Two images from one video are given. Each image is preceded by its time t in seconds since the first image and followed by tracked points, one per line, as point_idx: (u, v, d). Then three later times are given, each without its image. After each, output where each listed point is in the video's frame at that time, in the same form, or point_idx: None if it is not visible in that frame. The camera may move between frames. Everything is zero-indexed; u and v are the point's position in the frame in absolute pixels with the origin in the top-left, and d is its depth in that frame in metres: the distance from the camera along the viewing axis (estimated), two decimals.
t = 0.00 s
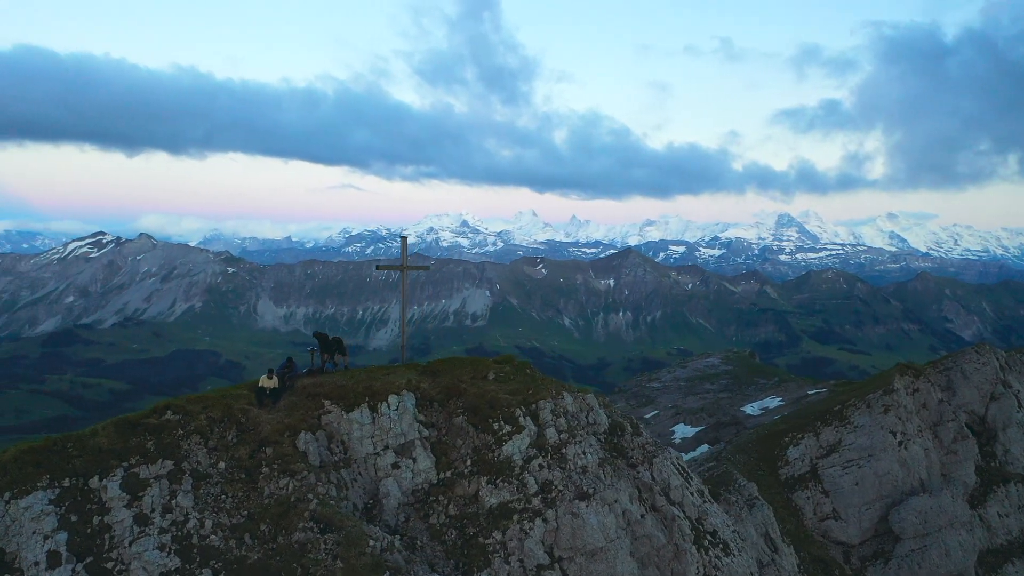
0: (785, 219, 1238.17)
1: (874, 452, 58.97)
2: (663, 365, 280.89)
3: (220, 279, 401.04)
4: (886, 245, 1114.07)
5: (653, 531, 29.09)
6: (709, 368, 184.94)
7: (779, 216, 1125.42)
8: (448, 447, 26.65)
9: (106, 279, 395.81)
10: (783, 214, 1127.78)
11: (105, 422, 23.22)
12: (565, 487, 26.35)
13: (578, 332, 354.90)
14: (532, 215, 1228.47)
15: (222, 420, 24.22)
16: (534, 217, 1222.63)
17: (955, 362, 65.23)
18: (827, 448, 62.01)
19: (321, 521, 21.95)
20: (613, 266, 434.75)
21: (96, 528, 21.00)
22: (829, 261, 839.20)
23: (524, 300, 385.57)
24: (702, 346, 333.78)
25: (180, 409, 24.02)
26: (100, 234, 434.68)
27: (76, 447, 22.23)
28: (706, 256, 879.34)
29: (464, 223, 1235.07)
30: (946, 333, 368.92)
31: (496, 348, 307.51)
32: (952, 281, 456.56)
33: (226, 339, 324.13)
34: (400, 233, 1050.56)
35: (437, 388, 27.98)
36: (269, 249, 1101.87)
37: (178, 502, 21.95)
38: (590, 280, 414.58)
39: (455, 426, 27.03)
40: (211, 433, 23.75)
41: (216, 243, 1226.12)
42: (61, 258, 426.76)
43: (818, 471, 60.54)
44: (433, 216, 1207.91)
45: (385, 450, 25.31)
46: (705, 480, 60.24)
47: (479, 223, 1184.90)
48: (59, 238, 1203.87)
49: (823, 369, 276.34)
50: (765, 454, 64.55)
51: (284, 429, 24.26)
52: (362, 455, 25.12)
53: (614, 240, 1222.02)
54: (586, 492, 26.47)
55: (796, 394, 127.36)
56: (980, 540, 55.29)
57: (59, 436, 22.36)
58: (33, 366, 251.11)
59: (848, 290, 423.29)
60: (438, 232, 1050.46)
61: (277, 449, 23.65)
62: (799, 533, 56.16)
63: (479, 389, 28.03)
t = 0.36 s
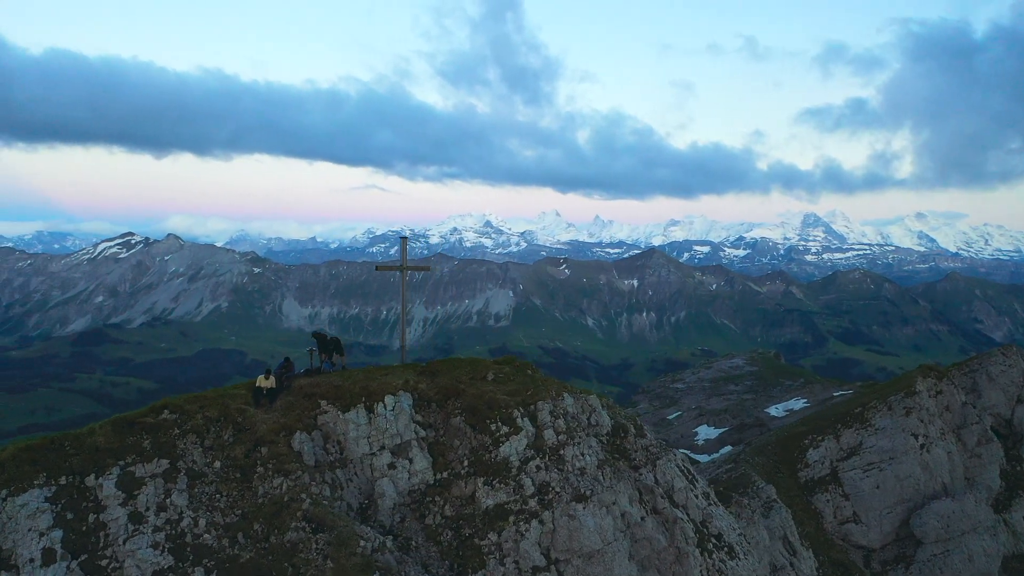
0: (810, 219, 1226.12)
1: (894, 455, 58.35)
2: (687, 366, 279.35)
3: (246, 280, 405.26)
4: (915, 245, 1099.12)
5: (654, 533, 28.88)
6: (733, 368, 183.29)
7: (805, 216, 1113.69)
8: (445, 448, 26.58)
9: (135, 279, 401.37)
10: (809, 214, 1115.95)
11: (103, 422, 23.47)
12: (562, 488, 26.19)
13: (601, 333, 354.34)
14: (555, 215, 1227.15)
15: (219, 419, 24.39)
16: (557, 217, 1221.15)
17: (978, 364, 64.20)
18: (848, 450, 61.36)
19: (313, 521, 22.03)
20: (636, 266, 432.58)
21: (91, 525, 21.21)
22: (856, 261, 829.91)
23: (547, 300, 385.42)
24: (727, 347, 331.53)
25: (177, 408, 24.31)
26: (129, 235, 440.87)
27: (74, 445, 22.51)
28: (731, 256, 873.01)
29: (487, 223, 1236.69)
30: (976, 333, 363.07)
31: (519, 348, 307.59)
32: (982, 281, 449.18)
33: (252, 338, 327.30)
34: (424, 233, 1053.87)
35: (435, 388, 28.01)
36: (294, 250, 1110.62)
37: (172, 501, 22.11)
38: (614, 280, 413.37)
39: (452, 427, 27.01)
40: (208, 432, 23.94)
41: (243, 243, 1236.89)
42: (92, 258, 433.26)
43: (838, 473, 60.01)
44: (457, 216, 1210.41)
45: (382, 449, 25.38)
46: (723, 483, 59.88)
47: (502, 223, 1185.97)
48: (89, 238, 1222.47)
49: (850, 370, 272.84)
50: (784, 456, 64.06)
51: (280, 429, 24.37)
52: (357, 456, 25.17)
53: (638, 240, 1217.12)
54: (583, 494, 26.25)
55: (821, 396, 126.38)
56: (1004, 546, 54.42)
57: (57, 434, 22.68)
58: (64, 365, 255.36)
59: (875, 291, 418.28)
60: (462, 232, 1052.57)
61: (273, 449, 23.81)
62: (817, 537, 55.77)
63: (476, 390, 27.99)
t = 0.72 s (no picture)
0: (834, 219, 1214.43)
1: (910, 458, 57.60)
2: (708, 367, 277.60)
3: (268, 280, 408.45)
4: (940, 245, 1084.99)
5: (653, 535, 28.69)
6: (754, 370, 181.70)
7: (828, 215, 1102.72)
8: (442, 447, 26.56)
9: (159, 279, 405.54)
10: (832, 213, 1104.73)
11: (101, 420, 23.70)
12: (560, 489, 26.08)
13: (621, 333, 353.57)
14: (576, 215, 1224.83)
15: (216, 418, 24.60)
16: (577, 217, 1218.54)
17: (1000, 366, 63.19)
18: (866, 452, 60.67)
19: (307, 521, 22.12)
20: (657, 265, 430.20)
21: (87, 523, 21.38)
22: (880, 261, 820.76)
23: (567, 300, 384.97)
24: (748, 348, 329.49)
25: (174, 407, 24.49)
26: (153, 235, 445.57)
27: (71, 444, 22.74)
28: (753, 256, 867.15)
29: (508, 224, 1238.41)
30: (1004, 335, 357.19)
31: (539, 349, 307.29)
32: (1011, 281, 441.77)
33: (273, 338, 329.64)
34: (444, 234, 1055.65)
35: (433, 389, 28.04)
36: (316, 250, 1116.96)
37: (168, 499, 22.27)
38: (634, 280, 412.15)
39: (451, 427, 27.02)
40: (204, 432, 24.09)
41: (265, 244, 1246.13)
42: (117, 258, 438.42)
43: (855, 476, 59.33)
44: (477, 216, 1211.98)
45: (378, 449, 25.41)
46: (737, 486, 59.38)
47: (522, 224, 1186.40)
48: (114, 239, 1237.52)
49: (874, 371, 269.76)
50: (801, 458, 63.47)
51: (275, 428, 24.48)
52: (355, 455, 25.22)
53: (659, 240, 1212.03)
54: (581, 496, 26.10)
55: (844, 398, 125.07)
56: None
57: (55, 432, 22.91)
58: (89, 364, 258.53)
59: (900, 291, 413.23)
60: (482, 232, 1053.32)
61: (269, 448, 23.94)
62: (832, 541, 55.24)
63: (475, 391, 27.97)
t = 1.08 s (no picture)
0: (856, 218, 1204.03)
1: (928, 461, 56.88)
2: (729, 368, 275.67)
3: (289, 280, 411.16)
4: (965, 245, 1072.25)
5: (654, 537, 28.53)
6: (774, 371, 180.01)
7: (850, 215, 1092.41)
8: (440, 448, 26.57)
9: (181, 279, 408.89)
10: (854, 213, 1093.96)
11: (98, 420, 23.91)
12: (557, 491, 25.96)
13: (640, 333, 352.98)
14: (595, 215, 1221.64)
15: (213, 418, 24.76)
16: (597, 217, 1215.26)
17: None
18: (883, 455, 60.04)
19: (300, 521, 22.18)
20: (676, 266, 424.57)
21: (84, 521, 21.56)
22: (903, 261, 812.80)
23: (586, 301, 384.56)
24: (768, 349, 327.62)
25: (171, 406, 24.66)
26: (175, 236, 449.36)
27: (69, 442, 22.97)
28: (773, 256, 861.90)
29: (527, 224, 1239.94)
30: None
31: (558, 349, 306.51)
32: None
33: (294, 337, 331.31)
34: (464, 234, 1055.95)
35: (431, 389, 28.06)
36: (336, 250, 1121.65)
37: (163, 498, 22.43)
38: (653, 280, 410.76)
39: (449, 427, 27.03)
40: (201, 431, 24.31)
41: (285, 245, 1251.68)
42: (140, 258, 442.35)
43: (871, 479, 58.80)
44: (496, 216, 1214.09)
45: (375, 449, 25.45)
46: (752, 489, 59.01)
47: (541, 224, 1187.32)
48: (137, 241, 1248.88)
49: (896, 373, 266.99)
50: (817, 460, 62.79)
51: (272, 428, 24.60)
52: (351, 455, 25.28)
53: (678, 240, 1207.73)
54: (578, 497, 25.97)
55: (864, 399, 124.02)
56: None
57: (53, 430, 23.13)
58: (113, 363, 260.91)
59: (923, 292, 408.83)
60: (502, 232, 1052.64)
61: (265, 447, 24.03)
62: (848, 544, 55.07)
63: (475, 391, 27.94)
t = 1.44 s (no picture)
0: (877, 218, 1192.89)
1: (946, 464, 56.35)
2: (748, 368, 273.98)
3: (308, 280, 413.15)
4: (988, 245, 1059.22)
5: (654, 539, 28.36)
6: (794, 372, 178.49)
7: (871, 215, 1082.29)
8: (437, 448, 26.56)
9: (202, 279, 412.13)
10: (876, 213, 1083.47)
11: (98, 419, 24.11)
12: (554, 492, 25.84)
13: (659, 334, 351.73)
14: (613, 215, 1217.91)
15: (211, 417, 24.92)
16: (615, 217, 1211.60)
17: None
18: (899, 457, 59.36)
19: (295, 520, 22.26)
20: (695, 266, 423.43)
21: (80, 520, 21.77)
22: (925, 262, 804.20)
23: (604, 301, 383.80)
24: (789, 350, 325.17)
25: (168, 406, 24.84)
26: (196, 236, 452.91)
27: (69, 441, 23.24)
28: (793, 256, 855.42)
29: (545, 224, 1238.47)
30: None
31: (577, 350, 305.94)
32: None
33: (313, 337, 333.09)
34: (482, 234, 1056.28)
35: (429, 389, 28.08)
36: (354, 250, 1125.80)
37: (158, 496, 22.53)
38: (672, 280, 408.88)
39: (446, 428, 26.98)
40: (199, 430, 24.46)
41: (304, 245, 1257.34)
42: (161, 259, 446.17)
43: (888, 481, 58.12)
44: (514, 217, 1213.61)
45: (372, 449, 25.48)
46: (765, 492, 58.57)
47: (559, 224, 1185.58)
48: (158, 241, 1259.14)
49: (919, 374, 264.07)
50: (832, 462, 62.18)
51: (269, 427, 24.68)
52: (348, 454, 25.33)
53: (697, 240, 1201.80)
54: (575, 498, 25.90)
55: (885, 401, 122.77)
56: None
57: (53, 430, 23.36)
58: (135, 362, 263.43)
59: (946, 292, 404.43)
60: (520, 232, 1051.79)
61: (262, 447, 24.12)
62: (862, 547, 54.57)
63: (472, 391, 27.93)
